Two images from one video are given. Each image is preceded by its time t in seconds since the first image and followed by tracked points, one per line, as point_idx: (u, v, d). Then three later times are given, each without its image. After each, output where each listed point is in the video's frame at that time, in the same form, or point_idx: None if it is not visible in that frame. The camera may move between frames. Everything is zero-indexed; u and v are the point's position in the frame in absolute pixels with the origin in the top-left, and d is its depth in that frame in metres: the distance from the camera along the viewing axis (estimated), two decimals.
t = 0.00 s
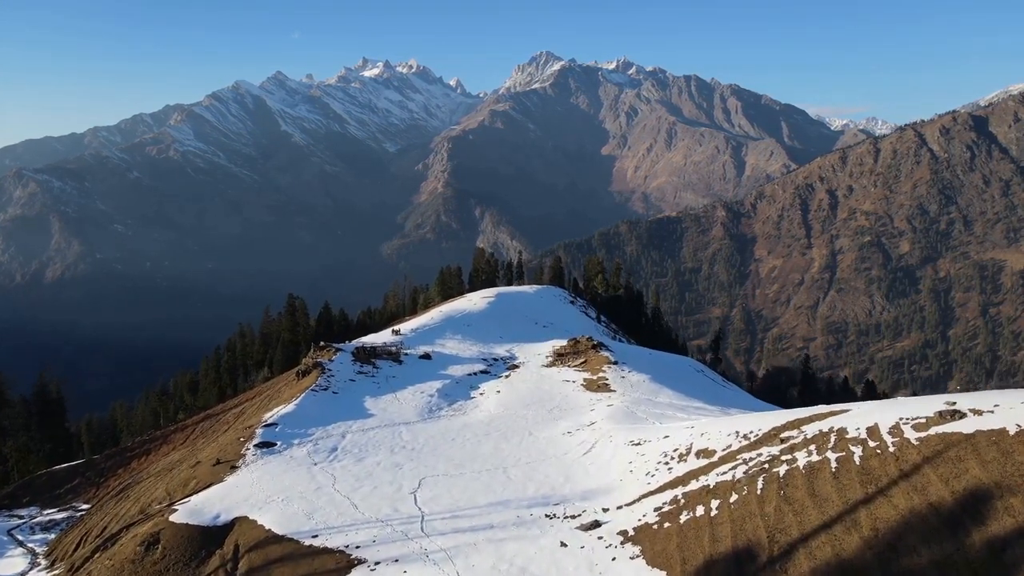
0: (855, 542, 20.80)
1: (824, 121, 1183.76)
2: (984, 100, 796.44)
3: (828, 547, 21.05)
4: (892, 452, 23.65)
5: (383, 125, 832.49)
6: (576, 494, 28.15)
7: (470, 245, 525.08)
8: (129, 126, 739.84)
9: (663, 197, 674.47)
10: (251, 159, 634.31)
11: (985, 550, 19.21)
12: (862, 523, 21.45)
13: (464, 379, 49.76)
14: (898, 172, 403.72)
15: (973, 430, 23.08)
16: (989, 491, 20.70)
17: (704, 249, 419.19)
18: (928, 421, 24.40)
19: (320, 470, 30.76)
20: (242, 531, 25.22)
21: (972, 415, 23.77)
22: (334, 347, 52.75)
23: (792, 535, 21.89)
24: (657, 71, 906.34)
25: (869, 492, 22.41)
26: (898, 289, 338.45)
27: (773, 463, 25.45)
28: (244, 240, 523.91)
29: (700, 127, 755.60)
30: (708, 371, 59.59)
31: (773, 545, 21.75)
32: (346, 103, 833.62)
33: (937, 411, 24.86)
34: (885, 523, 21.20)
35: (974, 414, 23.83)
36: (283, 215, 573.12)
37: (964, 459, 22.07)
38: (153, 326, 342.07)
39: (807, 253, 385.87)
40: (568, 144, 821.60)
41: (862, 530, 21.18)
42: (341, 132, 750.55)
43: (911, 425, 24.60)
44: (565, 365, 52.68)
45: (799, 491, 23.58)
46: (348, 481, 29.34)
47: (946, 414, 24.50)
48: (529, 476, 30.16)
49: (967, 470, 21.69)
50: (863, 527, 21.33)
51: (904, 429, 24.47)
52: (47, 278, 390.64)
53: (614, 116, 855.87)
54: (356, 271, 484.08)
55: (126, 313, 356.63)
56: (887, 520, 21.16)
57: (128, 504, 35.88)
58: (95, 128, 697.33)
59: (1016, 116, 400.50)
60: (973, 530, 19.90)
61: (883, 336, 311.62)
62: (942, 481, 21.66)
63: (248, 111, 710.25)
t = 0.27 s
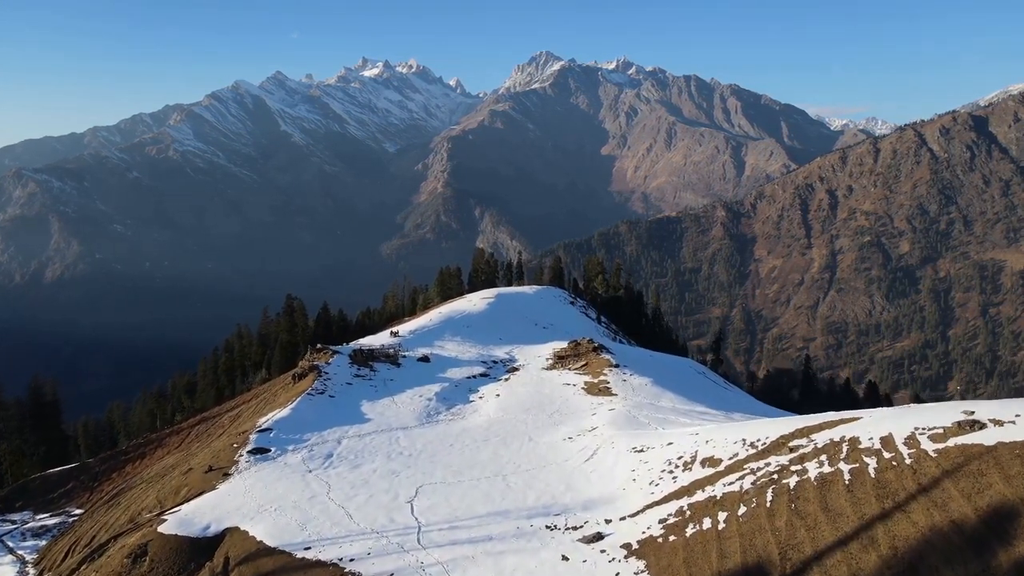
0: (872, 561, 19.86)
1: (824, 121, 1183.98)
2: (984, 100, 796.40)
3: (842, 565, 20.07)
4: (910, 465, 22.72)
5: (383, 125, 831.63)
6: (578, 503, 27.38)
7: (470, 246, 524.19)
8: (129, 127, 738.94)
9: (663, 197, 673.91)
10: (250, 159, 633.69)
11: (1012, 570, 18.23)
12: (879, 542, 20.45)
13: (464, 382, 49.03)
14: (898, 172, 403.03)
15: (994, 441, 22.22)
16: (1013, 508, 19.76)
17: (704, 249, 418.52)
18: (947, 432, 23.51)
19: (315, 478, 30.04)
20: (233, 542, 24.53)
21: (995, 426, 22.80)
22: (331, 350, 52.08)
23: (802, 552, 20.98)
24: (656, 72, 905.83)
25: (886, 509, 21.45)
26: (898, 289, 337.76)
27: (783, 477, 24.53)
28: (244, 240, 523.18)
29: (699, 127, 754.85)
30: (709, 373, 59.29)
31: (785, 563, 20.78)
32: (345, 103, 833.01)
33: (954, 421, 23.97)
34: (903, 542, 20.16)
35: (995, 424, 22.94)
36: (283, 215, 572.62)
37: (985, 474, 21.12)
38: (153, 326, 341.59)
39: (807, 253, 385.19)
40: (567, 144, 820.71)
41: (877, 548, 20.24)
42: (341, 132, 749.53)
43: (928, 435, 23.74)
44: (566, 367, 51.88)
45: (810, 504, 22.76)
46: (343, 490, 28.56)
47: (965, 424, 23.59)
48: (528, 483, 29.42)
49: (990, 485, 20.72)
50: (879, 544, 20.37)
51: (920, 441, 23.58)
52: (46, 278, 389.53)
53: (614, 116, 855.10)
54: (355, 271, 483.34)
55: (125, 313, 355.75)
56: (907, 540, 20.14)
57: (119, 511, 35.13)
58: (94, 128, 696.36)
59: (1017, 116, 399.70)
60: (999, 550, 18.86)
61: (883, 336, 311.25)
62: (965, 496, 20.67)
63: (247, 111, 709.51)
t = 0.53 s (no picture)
0: None
1: (824, 121, 1184.57)
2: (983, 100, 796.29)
3: None
4: (928, 478, 21.73)
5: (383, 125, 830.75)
6: (580, 514, 26.52)
7: (469, 246, 523.68)
8: (128, 127, 738.01)
9: (662, 197, 673.76)
10: (250, 159, 632.82)
11: None
12: (895, 559, 19.57)
13: (463, 385, 48.23)
14: (898, 172, 402.29)
15: (1018, 455, 21.15)
16: None
17: (704, 249, 417.79)
18: (967, 443, 22.48)
19: (308, 486, 29.18)
20: (221, 556, 23.67)
21: (1017, 438, 21.81)
22: (328, 352, 51.25)
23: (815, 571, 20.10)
24: (656, 71, 905.29)
25: (903, 525, 20.49)
26: (898, 289, 337.16)
27: (795, 487, 23.65)
28: (243, 240, 522.54)
29: (699, 127, 754.44)
30: (712, 376, 58.68)
31: None
32: (345, 103, 832.12)
33: (975, 431, 22.92)
34: (924, 560, 19.17)
35: (1017, 436, 21.91)
36: (282, 215, 572.05)
37: (1009, 488, 20.10)
38: (152, 326, 341.26)
39: (807, 253, 384.67)
40: (567, 144, 820.08)
41: (894, 566, 19.30)
42: (340, 132, 748.46)
43: (947, 447, 22.73)
44: (567, 370, 51.06)
45: (824, 519, 21.87)
46: (337, 500, 27.67)
47: (986, 435, 22.56)
48: (529, 494, 28.61)
49: (1015, 502, 19.69)
50: (897, 562, 19.42)
51: (938, 452, 22.61)
52: (45, 278, 388.45)
53: (614, 116, 854.49)
54: (354, 271, 482.82)
55: (125, 313, 355.17)
56: (926, 558, 19.19)
57: (109, 519, 34.32)
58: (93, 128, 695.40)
59: (1016, 115, 399.09)
60: None
61: (883, 336, 310.82)
62: (987, 514, 19.65)
63: (247, 111, 708.67)
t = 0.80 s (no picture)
0: None
1: (823, 121, 1184.48)
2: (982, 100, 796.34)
3: None
4: (950, 494, 20.65)
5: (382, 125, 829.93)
6: (582, 527, 25.61)
7: (469, 246, 523.02)
8: (128, 126, 737.15)
9: (662, 197, 673.08)
10: (249, 159, 632.08)
11: None
12: None
13: (461, 389, 47.35)
14: (898, 172, 401.45)
15: None
16: None
17: (704, 249, 416.72)
18: (989, 456, 21.42)
19: (301, 494, 28.33)
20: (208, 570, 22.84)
21: None
22: (325, 355, 50.41)
23: None
24: (655, 71, 904.70)
25: (925, 544, 19.40)
26: (898, 289, 336.46)
27: (808, 502, 22.63)
28: (243, 240, 521.88)
29: (699, 127, 753.73)
30: (715, 379, 58.47)
31: None
32: (344, 103, 831.24)
33: (998, 444, 21.80)
34: None
35: None
36: (281, 215, 571.48)
37: None
38: (151, 326, 340.60)
39: (807, 253, 383.94)
40: (567, 144, 819.51)
41: None
42: (340, 132, 747.70)
43: (969, 460, 21.63)
44: (567, 374, 50.21)
45: (840, 537, 20.77)
46: (330, 511, 26.76)
47: (1009, 449, 21.47)
48: (529, 504, 27.72)
49: None
50: None
51: (959, 466, 21.52)
52: (44, 278, 387.56)
53: (613, 116, 853.63)
54: (354, 271, 482.31)
55: (124, 313, 354.25)
56: None
57: (99, 527, 33.39)
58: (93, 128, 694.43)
59: (1016, 115, 398.34)
60: None
61: (883, 336, 310.13)
62: (1014, 532, 18.62)
63: (246, 111, 707.81)
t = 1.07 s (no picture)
0: None
1: (823, 121, 1183.97)
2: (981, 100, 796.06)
3: None
4: (974, 514, 19.63)
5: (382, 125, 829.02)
6: (586, 541, 24.68)
7: (468, 245, 522.37)
8: (127, 126, 736.09)
9: (662, 197, 672.45)
10: (249, 159, 631.47)
11: None
12: None
13: (460, 393, 46.40)
14: (898, 172, 400.60)
15: None
16: None
17: (704, 249, 415.52)
18: (1015, 471, 20.40)
19: (294, 505, 27.44)
20: None
21: None
22: (321, 358, 49.53)
23: None
24: (655, 71, 904.01)
25: (950, 567, 18.43)
26: (898, 289, 335.83)
27: (823, 517, 21.71)
28: (242, 240, 521.15)
29: (699, 127, 753.00)
30: (718, 382, 58.66)
31: None
32: (344, 103, 830.29)
33: None
34: None
35: None
36: (281, 215, 570.88)
37: None
38: (151, 326, 340.36)
39: (807, 253, 383.20)
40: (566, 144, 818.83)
41: None
42: (340, 132, 746.65)
43: (994, 475, 20.61)
44: (568, 377, 49.27)
45: (859, 555, 19.80)
46: (324, 523, 25.88)
47: None
48: (530, 515, 26.86)
49: None
50: None
51: (983, 483, 20.52)
52: (44, 278, 386.72)
53: (613, 116, 852.80)
54: (353, 271, 481.72)
55: (123, 313, 353.56)
56: None
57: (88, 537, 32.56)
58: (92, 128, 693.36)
59: (1016, 116, 397.63)
60: None
61: (883, 336, 309.41)
62: None
63: (246, 111, 706.94)
